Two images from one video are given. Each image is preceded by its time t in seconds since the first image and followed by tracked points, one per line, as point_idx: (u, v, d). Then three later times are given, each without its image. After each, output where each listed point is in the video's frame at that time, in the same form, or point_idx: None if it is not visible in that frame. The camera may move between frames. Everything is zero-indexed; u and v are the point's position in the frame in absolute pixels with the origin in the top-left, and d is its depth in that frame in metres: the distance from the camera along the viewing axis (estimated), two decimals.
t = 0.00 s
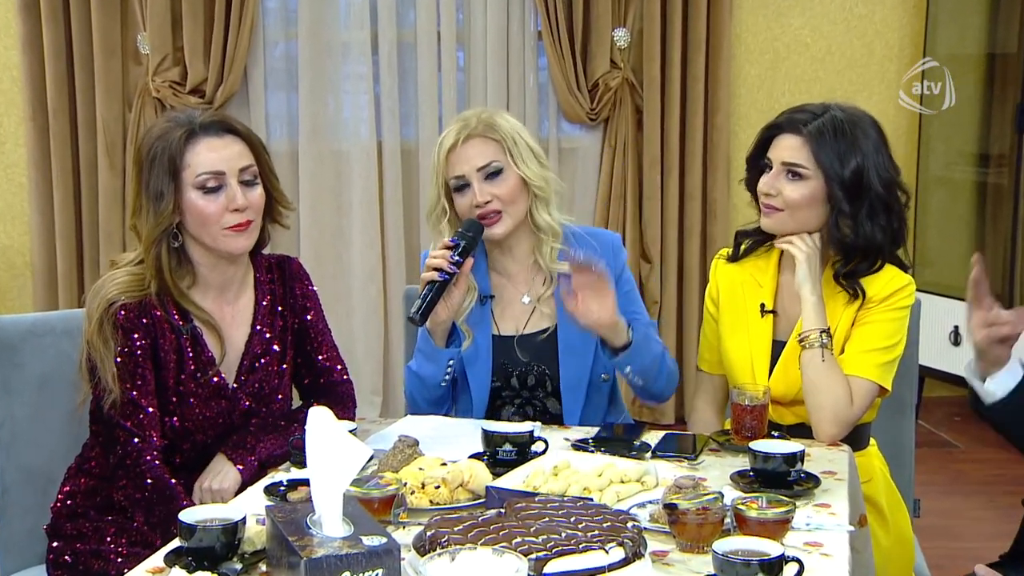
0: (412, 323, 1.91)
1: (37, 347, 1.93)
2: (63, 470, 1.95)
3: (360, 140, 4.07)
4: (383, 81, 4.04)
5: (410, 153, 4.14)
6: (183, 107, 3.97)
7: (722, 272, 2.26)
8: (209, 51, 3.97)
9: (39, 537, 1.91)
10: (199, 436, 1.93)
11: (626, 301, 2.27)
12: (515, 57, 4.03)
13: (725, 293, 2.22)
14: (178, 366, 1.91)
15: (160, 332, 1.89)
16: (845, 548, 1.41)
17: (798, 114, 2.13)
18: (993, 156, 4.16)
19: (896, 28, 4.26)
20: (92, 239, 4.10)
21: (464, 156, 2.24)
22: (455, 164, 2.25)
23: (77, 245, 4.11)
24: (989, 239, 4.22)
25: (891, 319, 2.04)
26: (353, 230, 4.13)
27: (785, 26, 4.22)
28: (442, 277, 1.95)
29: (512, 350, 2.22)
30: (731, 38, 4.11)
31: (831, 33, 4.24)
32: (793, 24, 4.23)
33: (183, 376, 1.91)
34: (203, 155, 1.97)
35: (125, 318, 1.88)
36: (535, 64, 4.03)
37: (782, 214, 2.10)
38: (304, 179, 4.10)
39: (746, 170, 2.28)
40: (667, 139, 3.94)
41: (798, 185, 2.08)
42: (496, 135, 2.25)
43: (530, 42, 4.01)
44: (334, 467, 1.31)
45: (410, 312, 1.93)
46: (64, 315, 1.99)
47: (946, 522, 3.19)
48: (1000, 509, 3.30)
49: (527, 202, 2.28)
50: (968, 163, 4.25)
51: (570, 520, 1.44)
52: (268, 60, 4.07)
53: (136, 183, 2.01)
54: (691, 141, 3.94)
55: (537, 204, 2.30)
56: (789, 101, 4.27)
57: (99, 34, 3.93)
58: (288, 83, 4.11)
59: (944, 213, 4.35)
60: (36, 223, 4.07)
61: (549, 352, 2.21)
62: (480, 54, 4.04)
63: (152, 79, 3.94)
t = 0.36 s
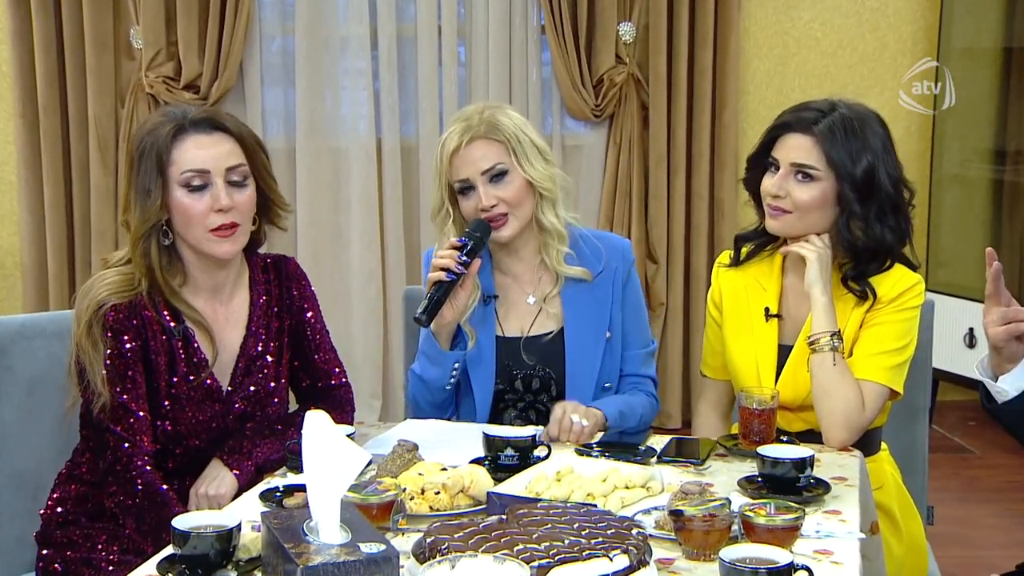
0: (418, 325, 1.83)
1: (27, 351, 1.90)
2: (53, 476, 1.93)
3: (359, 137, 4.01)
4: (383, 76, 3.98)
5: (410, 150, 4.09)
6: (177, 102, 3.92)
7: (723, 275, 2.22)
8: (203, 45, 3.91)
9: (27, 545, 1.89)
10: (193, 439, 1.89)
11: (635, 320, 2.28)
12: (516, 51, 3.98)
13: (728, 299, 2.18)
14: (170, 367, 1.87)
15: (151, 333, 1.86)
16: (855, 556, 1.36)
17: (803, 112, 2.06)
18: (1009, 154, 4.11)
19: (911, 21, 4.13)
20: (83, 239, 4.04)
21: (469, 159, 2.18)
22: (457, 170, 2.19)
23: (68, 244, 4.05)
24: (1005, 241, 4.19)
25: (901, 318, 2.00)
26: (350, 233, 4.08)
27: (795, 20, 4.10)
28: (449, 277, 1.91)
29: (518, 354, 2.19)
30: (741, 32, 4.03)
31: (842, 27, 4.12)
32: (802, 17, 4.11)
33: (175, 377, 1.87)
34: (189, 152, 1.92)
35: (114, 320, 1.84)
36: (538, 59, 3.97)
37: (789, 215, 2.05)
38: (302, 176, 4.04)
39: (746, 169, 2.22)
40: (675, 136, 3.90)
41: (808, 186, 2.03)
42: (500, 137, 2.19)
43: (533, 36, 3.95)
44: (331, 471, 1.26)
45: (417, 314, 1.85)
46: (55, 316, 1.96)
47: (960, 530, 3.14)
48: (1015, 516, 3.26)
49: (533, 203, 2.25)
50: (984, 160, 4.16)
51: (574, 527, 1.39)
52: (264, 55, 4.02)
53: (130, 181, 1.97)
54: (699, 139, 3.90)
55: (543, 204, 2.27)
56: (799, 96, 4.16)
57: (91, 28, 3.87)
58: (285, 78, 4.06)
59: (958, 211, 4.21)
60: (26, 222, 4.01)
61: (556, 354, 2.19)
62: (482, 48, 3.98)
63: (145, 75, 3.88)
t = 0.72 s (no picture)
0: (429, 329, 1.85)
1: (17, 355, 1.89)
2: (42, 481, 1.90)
3: (359, 135, 3.94)
4: (385, 72, 3.92)
5: (412, 147, 4.02)
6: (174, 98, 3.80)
7: (731, 278, 2.19)
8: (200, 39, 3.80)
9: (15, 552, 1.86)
10: (181, 440, 1.85)
11: (646, 321, 2.25)
12: (522, 47, 3.92)
13: (734, 303, 2.15)
14: (149, 365, 1.84)
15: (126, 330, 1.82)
16: (870, 565, 1.32)
17: (821, 111, 2.02)
18: None
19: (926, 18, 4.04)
20: (75, 241, 3.92)
21: (477, 160, 2.15)
22: (466, 170, 2.16)
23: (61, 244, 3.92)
24: None
25: (915, 315, 1.98)
26: (350, 234, 4.01)
27: (807, 14, 4.00)
28: (462, 282, 1.89)
29: (526, 358, 2.15)
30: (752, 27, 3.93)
31: (856, 21, 4.02)
32: (816, 11, 4.01)
33: (149, 375, 1.83)
34: (161, 143, 1.88)
35: (87, 315, 1.80)
36: (544, 55, 3.91)
37: (811, 216, 2.01)
38: (300, 175, 3.95)
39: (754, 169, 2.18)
40: (684, 132, 3.85)
41: (831, 187, 2.00)
42: (510, 138, 2.16)
43: (538, 30, 3.89)
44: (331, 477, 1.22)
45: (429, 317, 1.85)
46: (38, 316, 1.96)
47: (975, 537, 3.10)
48: None
49: (542, 204, 2.22)
50: (1002, 157, 4.04)
51: (580, 534, 1.35)
52: (263, 50, 3.92)
53: (133, 181, 1.92)
54: (708, 136, 3.85)
55: (553, 206, 2.23)
56: (812, 93, 4.04)
57: (85, 22, 3.74)
58: (283, 74, 3.96)
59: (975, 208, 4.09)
60: (17, 221, 3.87)
61: (564, 358, 2.16)
62: (486, 43, 3.93)
63: (141, 70, 3.77)
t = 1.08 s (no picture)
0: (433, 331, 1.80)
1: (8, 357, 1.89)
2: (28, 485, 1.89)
3: (359, 132, 3.90)
4: (385, 68, 3.88)
5: (414, 145, 3.99)
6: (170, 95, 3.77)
7: (743, 278, 2.15)
8: (197, 34, 3.78)
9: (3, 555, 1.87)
10: (171, 445, 1.81)
11: (655, 323, 2.21)
12: (526, 41, 3.88)
13: (747, 303, 2.11)
14: (141, 368, 1.81)
15: (117, 334, 1.79)
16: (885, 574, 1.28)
17: (846, 105, 1.99)
18: None
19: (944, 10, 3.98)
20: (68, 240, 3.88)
21: (481, 158, 2.11)
22: (467, 168, 2.12)
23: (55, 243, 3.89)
24: None
25: (935, 321, 1.94)
26: (351, 234, 3.97)
27: (821, 8, 3.94)
28: (466, 283, 1.86)
29: (531, 361, 2.11)
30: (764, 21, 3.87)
31: (870, 15, 3.95)
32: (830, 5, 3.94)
33: (142, 379, 1.80)
34: (161, 138, 1.86)
35: (79, 318, 1.77)
36: (549, 50, 3.87)
37: (834, 213, 1.98)
38: (299, 171, 3.92)
39: (776, 165, 2.15)
40: (693, 129, 3.81)
41: (857, 184, 1.97)
42: (514, 135, 2.13)
43: (543, 24, 3.85)
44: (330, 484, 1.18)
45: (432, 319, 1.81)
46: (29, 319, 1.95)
47: (992, 547, 3.05)
48: None
49: (549, 203, 2.18)
50: (1018, 155, 3.87)
51: (585, 542, 1.31)
52: (262, 44, 3.89)
53: (129, 180, 1.89)
54: (718, 134, 3.81)
55: (558, 204, 2.20)
56: (824, 88, 3.99)
57: (79, 17, 3.71)
58: (282, 69, 3.93)
59: (992, 208, 3.98)
60: (10, 221, 3.84)
61: (570, 361, 2.12)
62: (489, 37, 3.88)
63: (135, 66, 3.73)
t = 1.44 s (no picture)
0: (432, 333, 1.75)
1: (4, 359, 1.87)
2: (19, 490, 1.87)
3: (358, 130, 3.87)
4: (384, 63, 3.85)
5: (414, 143, 3.96)
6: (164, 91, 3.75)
7: (756, 277, 2.12)
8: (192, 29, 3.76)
9: None
10: (171, 450, 1.79)
11: (661, 327, 2.17)
12: (528, 35, 3.84)
13: (760, 303, 2.07)
14: (143, 375, 1.77)
15: (120, 339, 1.76)
16: None
17: (872, 101, 1.94)
18: None
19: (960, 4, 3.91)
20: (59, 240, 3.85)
21: (480, 157, 2.08)
22: (467, 167, 2.09)
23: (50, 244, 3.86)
24: None
25: (957, 326, 1.91)
26: (349, 233, 3.94)
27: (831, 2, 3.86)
28: (467, 283, 1.83)
29: (535, 364, 2.08)
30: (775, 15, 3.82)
31: (881, 9, 3.88)
32: None
33: (146, 385, 1.77)
34: (158, 134, 1.83)
35: (80, 323, 1.73)
36: (552, 44, 3.83)
37: (857, 212, 1.94)
38: (296, 169, 3.89)
39: (797, 160, 2.10)
40: (699, 126, 3.76)
41: (881, 182, 1.93)
42: (512, 134, 2.09)
43: (547, 19, 3.82)
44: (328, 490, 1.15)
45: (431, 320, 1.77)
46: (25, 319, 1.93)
47: (1009, 556, 2.99)
48: None
49: (550, 203, 2.15)
50: None
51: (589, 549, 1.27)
52: (257, 40, 3.86)
53: (125, 181, 1.84)
54: (726, 132, 3.76)
55: (561, 204, 2.16)
56: (835, 85, 3.91)
57: (71, 12, 3.69)
58: (279, 66, 3.90)
59: (1008, 208, 3.91)
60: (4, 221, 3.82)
61: (575, 364, 2.09)
62: (490, 31, 3.85)
63: (128, 62, 3.71)
